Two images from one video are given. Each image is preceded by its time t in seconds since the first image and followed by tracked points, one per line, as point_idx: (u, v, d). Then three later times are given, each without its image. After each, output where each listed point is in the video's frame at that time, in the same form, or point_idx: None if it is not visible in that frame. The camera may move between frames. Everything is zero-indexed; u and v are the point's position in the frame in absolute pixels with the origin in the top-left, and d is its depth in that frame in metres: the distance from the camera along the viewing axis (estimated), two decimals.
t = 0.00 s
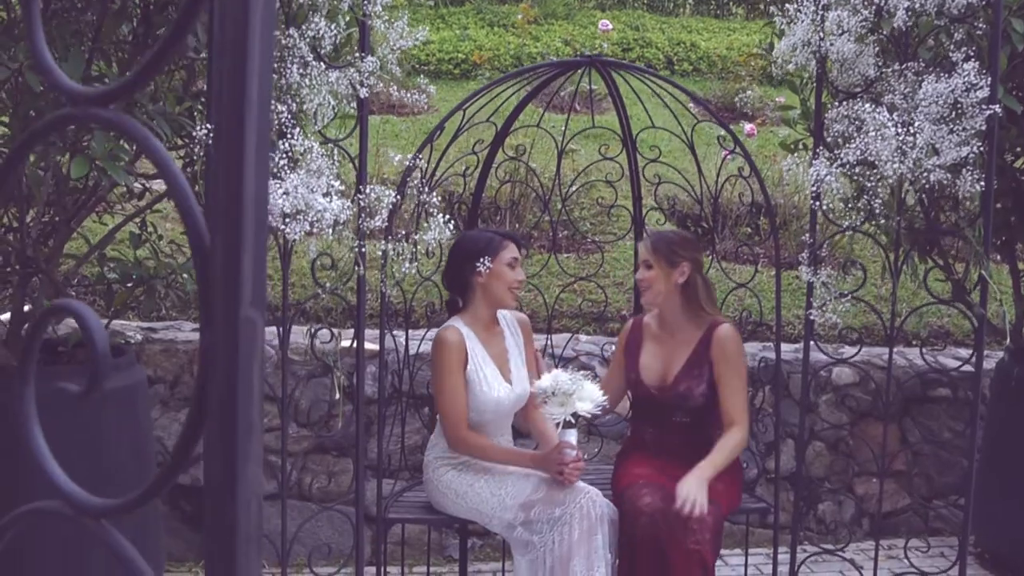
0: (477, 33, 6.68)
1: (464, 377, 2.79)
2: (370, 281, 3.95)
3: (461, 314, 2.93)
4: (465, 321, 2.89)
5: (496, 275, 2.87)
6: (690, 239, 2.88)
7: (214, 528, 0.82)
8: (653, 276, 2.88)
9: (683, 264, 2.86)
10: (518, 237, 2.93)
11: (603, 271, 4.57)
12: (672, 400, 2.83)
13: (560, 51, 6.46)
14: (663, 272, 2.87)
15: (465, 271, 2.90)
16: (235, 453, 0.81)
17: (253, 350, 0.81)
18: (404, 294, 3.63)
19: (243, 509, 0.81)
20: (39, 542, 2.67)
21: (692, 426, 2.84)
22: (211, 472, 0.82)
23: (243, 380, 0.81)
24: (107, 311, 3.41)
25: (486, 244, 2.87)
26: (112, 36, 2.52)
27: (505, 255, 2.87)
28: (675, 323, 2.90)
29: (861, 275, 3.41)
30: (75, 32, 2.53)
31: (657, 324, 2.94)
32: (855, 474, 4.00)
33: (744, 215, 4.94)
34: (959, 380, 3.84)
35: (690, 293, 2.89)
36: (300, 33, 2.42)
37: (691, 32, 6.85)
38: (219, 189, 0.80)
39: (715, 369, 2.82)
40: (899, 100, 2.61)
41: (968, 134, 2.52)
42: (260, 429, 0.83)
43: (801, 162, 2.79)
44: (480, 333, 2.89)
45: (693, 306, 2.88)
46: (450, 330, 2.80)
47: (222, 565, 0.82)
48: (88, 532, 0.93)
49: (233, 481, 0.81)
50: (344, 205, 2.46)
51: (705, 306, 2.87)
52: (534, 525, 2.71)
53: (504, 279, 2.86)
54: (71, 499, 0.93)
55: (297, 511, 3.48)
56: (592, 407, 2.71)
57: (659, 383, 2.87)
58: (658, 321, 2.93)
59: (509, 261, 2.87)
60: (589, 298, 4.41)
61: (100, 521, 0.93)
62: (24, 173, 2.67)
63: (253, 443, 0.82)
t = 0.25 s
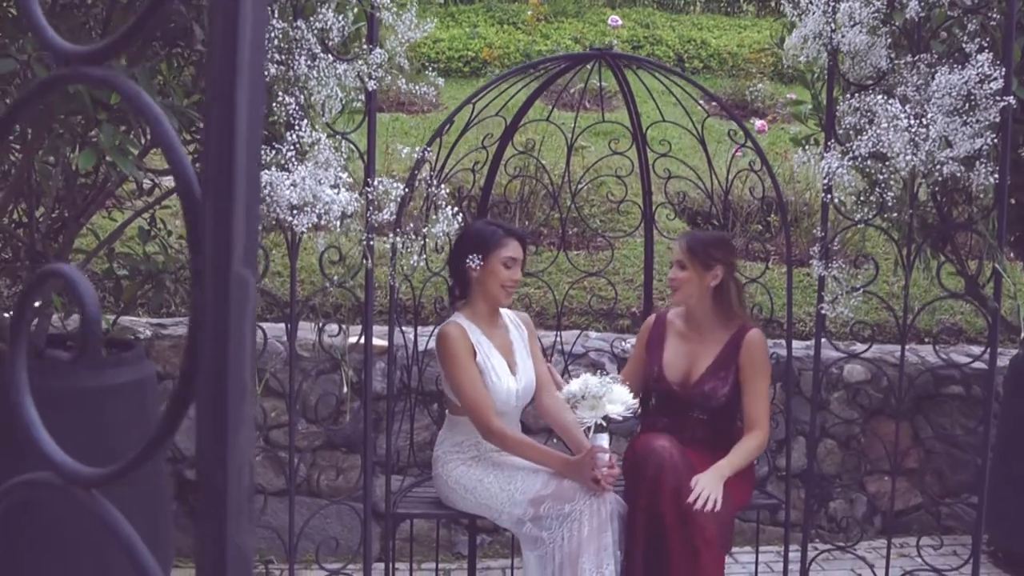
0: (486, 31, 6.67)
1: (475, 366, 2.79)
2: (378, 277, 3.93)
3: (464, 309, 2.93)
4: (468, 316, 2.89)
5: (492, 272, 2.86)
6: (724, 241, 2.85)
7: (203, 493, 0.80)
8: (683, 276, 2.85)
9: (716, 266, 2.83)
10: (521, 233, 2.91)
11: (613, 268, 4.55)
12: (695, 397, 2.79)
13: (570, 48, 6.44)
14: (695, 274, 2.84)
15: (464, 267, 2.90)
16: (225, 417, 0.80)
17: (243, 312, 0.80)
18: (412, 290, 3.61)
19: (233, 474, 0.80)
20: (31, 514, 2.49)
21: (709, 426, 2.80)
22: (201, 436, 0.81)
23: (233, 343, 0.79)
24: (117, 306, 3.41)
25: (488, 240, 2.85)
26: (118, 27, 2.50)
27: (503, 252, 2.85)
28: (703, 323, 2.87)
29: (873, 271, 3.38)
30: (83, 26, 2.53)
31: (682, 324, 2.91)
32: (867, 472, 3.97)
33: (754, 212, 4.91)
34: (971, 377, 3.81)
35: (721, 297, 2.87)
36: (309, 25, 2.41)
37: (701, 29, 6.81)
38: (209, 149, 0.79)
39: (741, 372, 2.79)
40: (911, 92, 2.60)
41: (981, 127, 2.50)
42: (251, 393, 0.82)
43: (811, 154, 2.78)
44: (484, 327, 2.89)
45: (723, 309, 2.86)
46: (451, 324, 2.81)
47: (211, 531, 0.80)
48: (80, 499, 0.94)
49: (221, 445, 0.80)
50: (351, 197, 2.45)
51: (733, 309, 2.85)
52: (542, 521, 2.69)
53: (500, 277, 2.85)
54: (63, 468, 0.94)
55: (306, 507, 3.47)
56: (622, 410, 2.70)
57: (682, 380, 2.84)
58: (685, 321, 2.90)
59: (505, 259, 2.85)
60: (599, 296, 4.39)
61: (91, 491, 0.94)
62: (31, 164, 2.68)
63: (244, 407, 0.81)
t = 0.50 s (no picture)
0: (494, 29, 6.65)
1: (482, 359, 2.78)
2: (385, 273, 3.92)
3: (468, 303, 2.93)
4: (472, 309, 2.89)
5: (491, 274, 2.85)
6: (745, 239, 2.82)
7: (192, 458, 0.80)
8: (702, 275, 2.83)
9: (736, 266, 2.81)
10: (524, 230, 2.88)
11: (621, 266, 4.53)
12: (709, 392, 2.78)
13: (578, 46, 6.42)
14: (714, 273, 2.81)
15: (469, 263, 2.88)
16: (214, 381, 0.79)
17: (232, 276, 0.79)
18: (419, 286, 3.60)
19: (222, 440, 0.80)
20: (48, 483, 2.25)
21: (722, 422, 2.80)
22: (189, 409, 0.80)
23: (220, 318, 0.79)
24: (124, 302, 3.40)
25: (487, 239, 2.82)
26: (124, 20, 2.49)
27: (501, 254, 2.82)
28: (719, 320, 2.86)
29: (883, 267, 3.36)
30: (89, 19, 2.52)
31: (698, 321, 2.90)
32: (876, 470, 3.95)
33: (763, 209, 4.88)
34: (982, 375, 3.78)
35: (739, 296, 2.85)
36: (316, 18, 2.40)
37: (710, 27, 6.79)
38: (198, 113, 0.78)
39: (754, 370, 2.77)
40: (922, 85, 2.57)
41: (993, 120, 2.47)
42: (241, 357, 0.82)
43: (820, 148, 2.76)
44: (490, 321, 2.88)
45: (740, 308, 2.84)
46: (456, 319, 2.80)
47: (201, 495, 0.80)
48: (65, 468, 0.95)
49: (211, 411, 0.79)
50: (358, 190, 2.44)
51: (750, 308, 2.83)
52: (550, 516, 2.66)
53: (499, 278, 2.84)
54: (49, 441, 0.95)
55: (313, 503, 3.46)
56: (635, 406, 2.67)
57: (697, 373, 2.83)
58: (702, 318, 2.89)
59: (504, 261, 2.83)
60: (608, 293, 4.37)
61: (78, 463, 0.95)
62: (37, 157, 2.66)
63: (232, 382, 0.80)
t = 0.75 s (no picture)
0: (501, 27, 6.64)
1: (483, 355, 2.76)
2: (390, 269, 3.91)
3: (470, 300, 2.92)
4: (473, 307, 2.87)
5: (493, 271, 2.83)
6: (753, 235, 2.80)
7: (175, 433, 0.89)
8: (709, 270, 2.81)
9: (744, 262, 2.79)
10: (528, 226, 2.86)
11: (628, 263, 4.51)
12: (716, 388, 2.77)
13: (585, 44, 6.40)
14: (722, 269, 2.80)
15: (472, 259, 2.85)
16: (197, 355, 0.88)
17: (214, 272, 0.87)
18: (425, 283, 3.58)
19: (205, 419, 0.88)
20: (46, 477, 2.23)
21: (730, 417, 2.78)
22: (172, 392, 0.88)
23: (202, 310, 0.88)
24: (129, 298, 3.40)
25: (490, 235, 2.81)
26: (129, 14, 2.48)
27: (503, 251, 2.81)
28: (726, 316, 2.84)
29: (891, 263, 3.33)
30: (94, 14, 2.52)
31: (706, 316, 2.88)
32: (884, 469, 3.92)
33: (771, 207, 4.86)
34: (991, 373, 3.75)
35: (746, 292, 2.83)
36: (320, 10, 2.38)
37: (718, 25, 6.76)
38: (182, 109, 0.87)
39: (761, 366, 2.75)
40: (931, 78, 2.55)
41: (1005, 114, 2.42)
42: (224, 334, 0.90)
43: (829, 143, 2.74)
44: (492, 317, 2.86)
45: (747, 304, 2.82)
46: (458, 316, 2.78)
47: (184, 463, 0.88)
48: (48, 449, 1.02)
49: (194, 394, 0.88)
50: (362, 184, 2.44)
51: (757, 304, 2.80)
52: (554, 514, 2.64)
53: (502, 276, 2.82)
54: (32, 418, 1.01)
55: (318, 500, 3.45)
56: (638, 401, 2.67)
57: (704, 370, 2.80)
58: (710, 314, 2.87)
59: (506, 258, 2.81)
60: (615, 290, 4.35)
61: (62, 443, 1.00)
62: (42, 153, 2.65)
63: (213, 368, 0.89)
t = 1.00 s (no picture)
0: (506, 26, 6.62)
1: (487, 352, 2.74)
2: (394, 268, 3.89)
3: (478, 297, 2.90)
4: (480, 304, 2.85)
5: (500, 263, 2.81)
6: (752, 229, 2.78)
7: (154, 416, 0.83)
8: (708, 264, 2.80)
9: (743, 256, 2.77)
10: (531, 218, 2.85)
11: (634, 261, 4.49)
12: (719, 384, 2.73)
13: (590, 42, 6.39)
14: (720, 263, 2.78)
15: (476, 255, 2.85)
16: (175, 339, 0.81)
17: (193, 245, 0.81)
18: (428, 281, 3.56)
19: (184, 401, 0.82)
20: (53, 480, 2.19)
21: (736, 412, 2.76)
22: (150, 372, 0.82)
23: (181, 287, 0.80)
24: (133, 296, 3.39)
25: (494, 227, 2.80)
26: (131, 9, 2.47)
27: (507, 241, 2.79)
28: (728, 311, 2.82)
29: (898, 260, 3.31)
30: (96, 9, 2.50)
31: (707, 311, 2.86)
32: (891, 468, 3.90)
33: (776, 205, 4.83)
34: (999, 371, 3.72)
35: (746, 286, 2.81)
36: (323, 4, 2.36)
37: (723, 23, 6.75)
38: (160, 67, 0.80)
39: (765, 361, 2.73)
40: (939, 73, 2.54)
41: (1015, 108, 2.39)
42: (206, 311, 0.83)
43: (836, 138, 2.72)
44: (498, 314, 2.85)
45: (748, 299, 2.80)
46: (464, 313, 2.76)
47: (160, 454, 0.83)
48: (31, 430, 0.98)
49: (173, 374, 0.81)
50: (366, 178, 2.42)
51: (759, 298, 2.78)
52: (559, 512, 2.63)
53: (508, 267, 2.80)
54: (10, 402, 0.98)
55: (321, 498, 3.44)
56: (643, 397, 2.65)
57: (705, 366, 2.77)
58: (711, 309, 2.86)
59: (512, 248, 2.79)
60: (620, 288, 4.33)
61: (40, 426, 0.98)
62: (44, 150, 2.64)
63: (193, 348, 0.82)
